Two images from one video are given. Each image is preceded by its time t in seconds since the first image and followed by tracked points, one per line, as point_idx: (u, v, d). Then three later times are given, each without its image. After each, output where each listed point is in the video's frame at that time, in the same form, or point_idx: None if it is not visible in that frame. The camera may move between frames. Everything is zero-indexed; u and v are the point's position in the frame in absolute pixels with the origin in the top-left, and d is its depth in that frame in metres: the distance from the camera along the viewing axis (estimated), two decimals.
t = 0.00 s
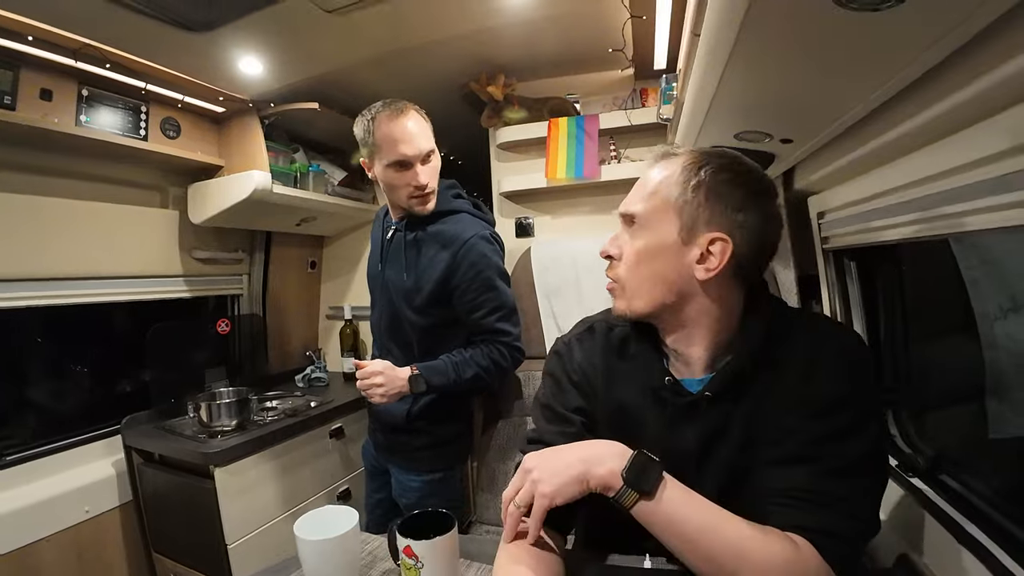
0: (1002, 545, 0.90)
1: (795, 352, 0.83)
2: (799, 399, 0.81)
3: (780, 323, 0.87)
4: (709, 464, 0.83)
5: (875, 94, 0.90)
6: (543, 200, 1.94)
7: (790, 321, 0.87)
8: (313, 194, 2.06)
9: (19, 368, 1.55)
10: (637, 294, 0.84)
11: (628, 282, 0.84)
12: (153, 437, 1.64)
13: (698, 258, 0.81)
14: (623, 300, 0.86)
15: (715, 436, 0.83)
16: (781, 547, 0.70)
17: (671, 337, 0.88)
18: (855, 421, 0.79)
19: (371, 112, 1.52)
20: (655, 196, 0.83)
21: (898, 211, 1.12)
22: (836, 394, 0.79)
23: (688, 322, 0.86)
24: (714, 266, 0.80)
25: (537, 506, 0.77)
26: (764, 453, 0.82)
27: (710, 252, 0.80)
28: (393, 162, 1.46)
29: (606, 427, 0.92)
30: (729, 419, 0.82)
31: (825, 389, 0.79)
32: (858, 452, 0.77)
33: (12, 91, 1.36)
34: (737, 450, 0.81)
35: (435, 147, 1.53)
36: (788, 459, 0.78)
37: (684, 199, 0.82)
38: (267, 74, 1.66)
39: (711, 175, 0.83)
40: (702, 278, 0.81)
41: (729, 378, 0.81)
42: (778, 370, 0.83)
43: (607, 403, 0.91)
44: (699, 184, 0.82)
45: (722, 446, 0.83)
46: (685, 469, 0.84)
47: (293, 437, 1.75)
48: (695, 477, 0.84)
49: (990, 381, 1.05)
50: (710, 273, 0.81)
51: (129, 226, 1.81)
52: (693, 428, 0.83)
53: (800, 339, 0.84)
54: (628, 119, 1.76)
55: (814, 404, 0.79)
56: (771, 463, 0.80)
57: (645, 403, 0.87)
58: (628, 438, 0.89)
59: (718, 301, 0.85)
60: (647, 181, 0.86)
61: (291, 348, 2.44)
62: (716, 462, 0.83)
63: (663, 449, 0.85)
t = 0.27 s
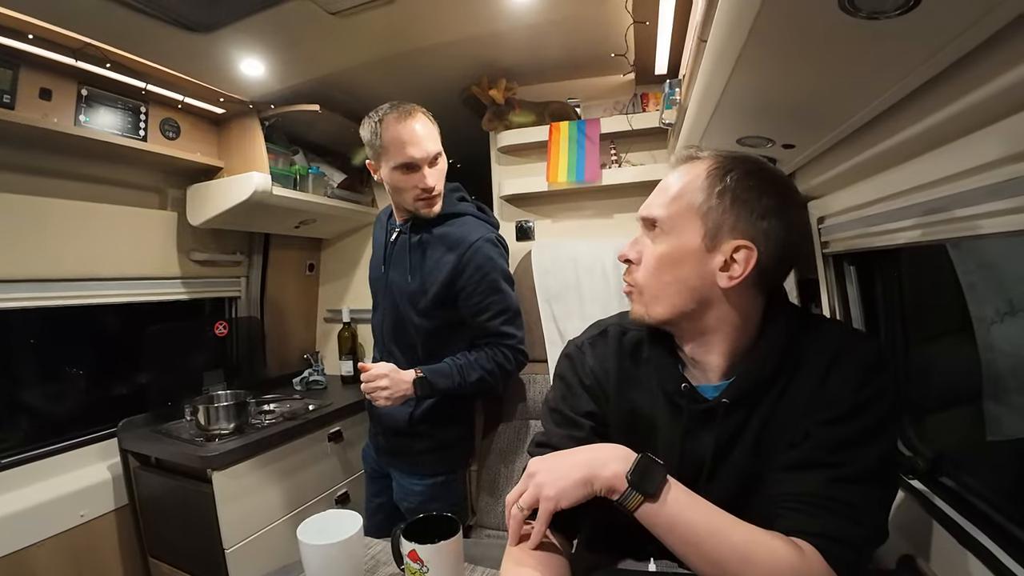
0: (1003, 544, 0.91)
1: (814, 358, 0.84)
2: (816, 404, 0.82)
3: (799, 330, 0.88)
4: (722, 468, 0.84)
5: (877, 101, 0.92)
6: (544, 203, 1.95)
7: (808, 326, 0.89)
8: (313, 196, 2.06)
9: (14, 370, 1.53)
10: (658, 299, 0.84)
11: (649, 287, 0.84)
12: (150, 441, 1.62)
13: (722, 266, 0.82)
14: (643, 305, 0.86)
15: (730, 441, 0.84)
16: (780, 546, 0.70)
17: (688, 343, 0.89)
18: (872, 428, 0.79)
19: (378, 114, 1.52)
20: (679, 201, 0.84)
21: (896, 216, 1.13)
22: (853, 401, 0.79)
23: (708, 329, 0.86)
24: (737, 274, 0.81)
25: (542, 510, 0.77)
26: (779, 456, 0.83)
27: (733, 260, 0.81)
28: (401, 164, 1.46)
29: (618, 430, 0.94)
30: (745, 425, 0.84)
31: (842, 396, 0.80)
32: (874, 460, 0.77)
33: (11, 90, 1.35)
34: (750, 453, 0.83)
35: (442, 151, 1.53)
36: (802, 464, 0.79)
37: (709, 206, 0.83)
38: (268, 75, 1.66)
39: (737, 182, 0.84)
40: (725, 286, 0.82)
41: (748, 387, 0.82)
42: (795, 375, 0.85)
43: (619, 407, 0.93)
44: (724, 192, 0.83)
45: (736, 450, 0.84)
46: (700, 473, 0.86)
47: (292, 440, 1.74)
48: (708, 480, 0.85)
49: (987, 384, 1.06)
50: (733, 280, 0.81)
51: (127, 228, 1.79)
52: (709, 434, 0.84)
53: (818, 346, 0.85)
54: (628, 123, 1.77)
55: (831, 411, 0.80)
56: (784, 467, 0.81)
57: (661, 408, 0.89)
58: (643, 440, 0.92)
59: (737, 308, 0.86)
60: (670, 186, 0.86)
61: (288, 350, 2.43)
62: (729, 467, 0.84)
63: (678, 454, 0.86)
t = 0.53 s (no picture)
0: (997, 545, 0.93)
1: (815, 361, 0.86)
2: (817, 405, 0.83)
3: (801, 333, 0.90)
4: (724, 468, 0.85)
5: (878, 107, 0.93)
6: (543, 206, 1.96)
7: (810, 330, 0.90)
8: (313, 196, 2.06)
9: (8, 367, 1.51)
10: (669, 306, 0.85)
11: (660, 296, 0.85)
12: (146, 439, 1.61)
13: (730, 269, 0.83)
14: (654, 312, 0.87)
15: (733, 441, 0.85)
16: (781, 544, 0.70)
17: (700, 346, 0.90)
18: (872, 430, 0.80)
19: (378, 114, 1.52)
20: (683, 207, 0.84)
21: (891, 222, 1.15)
22: (854, 403, 0.81)
23: (719, 331, 0.88)
24: (747, 276, 0.82)
25: (543, 509, 0.77)
26: (780, 456, 0.84)
27: (742, 262, 0.82)
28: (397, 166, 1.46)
29: (621, 431, 0.95)
30: (747, 426, 0.85)
31: (843, 398, 0.81)
32: (874, 460, 0.78)
33: (12, 84, 1.34)
34: (751, 452, 0.84)
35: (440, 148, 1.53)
36: (802, 463, 0.80)
37: (714, 210, 0.83)
38: (270, 74, 1.66)
39: (738, 185, 0.85)
40: (736, 288, 0.83)
41: (751, 390, 0.83)
42: (797, 377, 0.86)
43: (620, 407, 0.95)
44: (727, 195, 0.84)
45: (739, 451, 0.85)
46: (701, 473, 0.87)
47: (289, 440, 1.73)
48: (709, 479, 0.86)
49: (980, 387, 1.08)
50: (743, 283, 0.83)
51: (124, 225, 1.78)
52: (711, 435, 0.86)
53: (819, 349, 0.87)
54: (628, 127, 1.79)
55: (832, 412, 0.81)
56: (785, 467, 0.82)
57: (664, 409, 0.90)
58: (647, 439, 0.94)
59: (745, 310, 0.87)
60: (673, 191, 0.87)
61: (285, 350, 2.42)
62: (730, 468, 0.85)
63: (681, 454, 0.87)
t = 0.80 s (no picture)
0: (990, 548, 0.93)
1: (813, 365, 0.86)
2: (814, 409, 0.83)
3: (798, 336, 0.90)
4: (721, 471, 0.85)
5: (876, 113, 0.94)
6: (541, 207, 1.96)
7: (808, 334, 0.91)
8: (310, 195, 2.05)
9: None
10: (661, 322, 0.84)
11: (649, 313, 0.85)
12: (140, 438, 1.60)
13: (715, 276, 0.83)
14: (647, 330, 0.86)
15: (730, 446, 0.85)
16: (777, 551, 0.70)
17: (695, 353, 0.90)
18: (868, 435, 0.81)
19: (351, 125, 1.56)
20: (659, 223, 0.84)
21: (888, 228, 1.16)
22: (851, 407, 0.81)
23: (712, 337, 0.88)
24: (732, 281, 0.83)
25: (539, 514, 0.76)
26: (778, 459, 0.84)
27: (726, 267, 0.83)
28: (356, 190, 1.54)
29: (616, 436, 0.95)
30: (744, 431, 0.85)
31: (842, 402, 0.82)
32: (871, 463, 0.78)
33: (8, 79, 1.34)
34: (749, 455, 0.84)
35: (395, 155, 1.50)
36: (800, 466, 0.80)
37: (690, 219, 0.83)
38: (269, 73, 1.66)
39: (709, 190, 0.85)
40: (724, 294, 0.83)
41: (745, 395, 0.83)
42: (794, 380, 0.86)
43: (617, 412, 0.94)
44: (699, 203, 0.84)
45: (736, 454, 0.85)
46: (698, 478, 0.87)
47: (283, 440, 1.72)
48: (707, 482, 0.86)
49: (974, 392, 1.09)
50: (730, 287, 0.83)
51: (119, 222, 1.77)
52: (708, 440, 0.86)
53: (816, 353, 0.87)
54: (627, 130, 1.79)
55: (830, 416, 0.81)
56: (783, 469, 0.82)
57: (661, 414, 0.90)
58: (643, 444, 0.93)
59: (736, 315, 0.87)
60: (646, 207, 0.86)
61: (280, 349, 2.40)
62: (728, 471, 0.85)
63: (678, 458, 0.87)
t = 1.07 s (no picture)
0: (987, 549, 0.93)
1: (797, 363, 0.87)
2: (802, 409, 0.83)
3: (781, 336, 0.90)
4: (711, 471, 0.85)
5: (876, 116, 0.94)
6: (540, 208, 1.96)
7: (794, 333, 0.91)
8: (308, 194, 2.05)
9: None
10: (643, 323, 0.84)
11: (630, 315, 0.85)
12: (135, 437, 1.59)
13: (694, 277, 0.83)
14: (629, 331, 0.86)
15: (716, 445, 0.85)
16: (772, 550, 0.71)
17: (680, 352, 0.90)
18: (856, 434, 0.80)
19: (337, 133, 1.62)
20: (637, 225, 0.84)
21: (886, 230, 1.16)
22: (838, 406, 0.81)
23: (695, 337, 0.87)
24: (711, 281, 0.82)
25: (535, 517, 0.76)
26: (767, 460, 0.84)
27: (703, 268, 0.82)
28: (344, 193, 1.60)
29: (608, 437, 0.94)
30: (730, 430, 0.85)
31: (830, 402, 0.81)
32: (859, 463, 0.78)
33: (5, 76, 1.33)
34: (736, 455, 0.84)
35: (372, 158, 1.52)
36: (791, 468, 0.79)
37: (668, 220, 0.83)
38: (268, 71, 1.65)
39: (685, 191, 0.84)
40: (702, 294, 0.83)
41: (729, 394, 0.83)
42: (779, 380, 0.87)
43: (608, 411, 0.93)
44: (676, 205, 0.83)
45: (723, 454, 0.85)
46: (686, 478, 0.87)
47: (280, 439, 1.72)
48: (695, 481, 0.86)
49: (971, 395, 1.09)
50: (709, 287, 0.83)
51: (116, 220, 1.76)
52: (694, 439, 0.86)
53: (801, 352, 0.88)
54: (626, 131, 1.79)
55: (817, 416, 0.81)
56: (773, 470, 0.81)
57: (646, 413, 0.90)
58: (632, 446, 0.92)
59: (717, 315, 0.87)
60: (625, 210, 0.86)
61: (277, 348, 2.40)
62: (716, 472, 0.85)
63: (666, 458, 0.87)
